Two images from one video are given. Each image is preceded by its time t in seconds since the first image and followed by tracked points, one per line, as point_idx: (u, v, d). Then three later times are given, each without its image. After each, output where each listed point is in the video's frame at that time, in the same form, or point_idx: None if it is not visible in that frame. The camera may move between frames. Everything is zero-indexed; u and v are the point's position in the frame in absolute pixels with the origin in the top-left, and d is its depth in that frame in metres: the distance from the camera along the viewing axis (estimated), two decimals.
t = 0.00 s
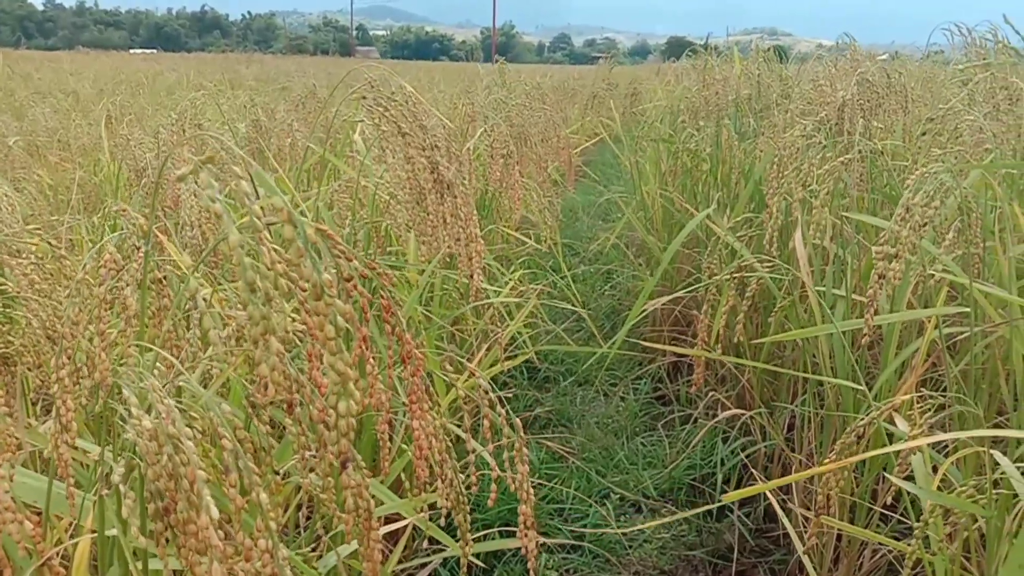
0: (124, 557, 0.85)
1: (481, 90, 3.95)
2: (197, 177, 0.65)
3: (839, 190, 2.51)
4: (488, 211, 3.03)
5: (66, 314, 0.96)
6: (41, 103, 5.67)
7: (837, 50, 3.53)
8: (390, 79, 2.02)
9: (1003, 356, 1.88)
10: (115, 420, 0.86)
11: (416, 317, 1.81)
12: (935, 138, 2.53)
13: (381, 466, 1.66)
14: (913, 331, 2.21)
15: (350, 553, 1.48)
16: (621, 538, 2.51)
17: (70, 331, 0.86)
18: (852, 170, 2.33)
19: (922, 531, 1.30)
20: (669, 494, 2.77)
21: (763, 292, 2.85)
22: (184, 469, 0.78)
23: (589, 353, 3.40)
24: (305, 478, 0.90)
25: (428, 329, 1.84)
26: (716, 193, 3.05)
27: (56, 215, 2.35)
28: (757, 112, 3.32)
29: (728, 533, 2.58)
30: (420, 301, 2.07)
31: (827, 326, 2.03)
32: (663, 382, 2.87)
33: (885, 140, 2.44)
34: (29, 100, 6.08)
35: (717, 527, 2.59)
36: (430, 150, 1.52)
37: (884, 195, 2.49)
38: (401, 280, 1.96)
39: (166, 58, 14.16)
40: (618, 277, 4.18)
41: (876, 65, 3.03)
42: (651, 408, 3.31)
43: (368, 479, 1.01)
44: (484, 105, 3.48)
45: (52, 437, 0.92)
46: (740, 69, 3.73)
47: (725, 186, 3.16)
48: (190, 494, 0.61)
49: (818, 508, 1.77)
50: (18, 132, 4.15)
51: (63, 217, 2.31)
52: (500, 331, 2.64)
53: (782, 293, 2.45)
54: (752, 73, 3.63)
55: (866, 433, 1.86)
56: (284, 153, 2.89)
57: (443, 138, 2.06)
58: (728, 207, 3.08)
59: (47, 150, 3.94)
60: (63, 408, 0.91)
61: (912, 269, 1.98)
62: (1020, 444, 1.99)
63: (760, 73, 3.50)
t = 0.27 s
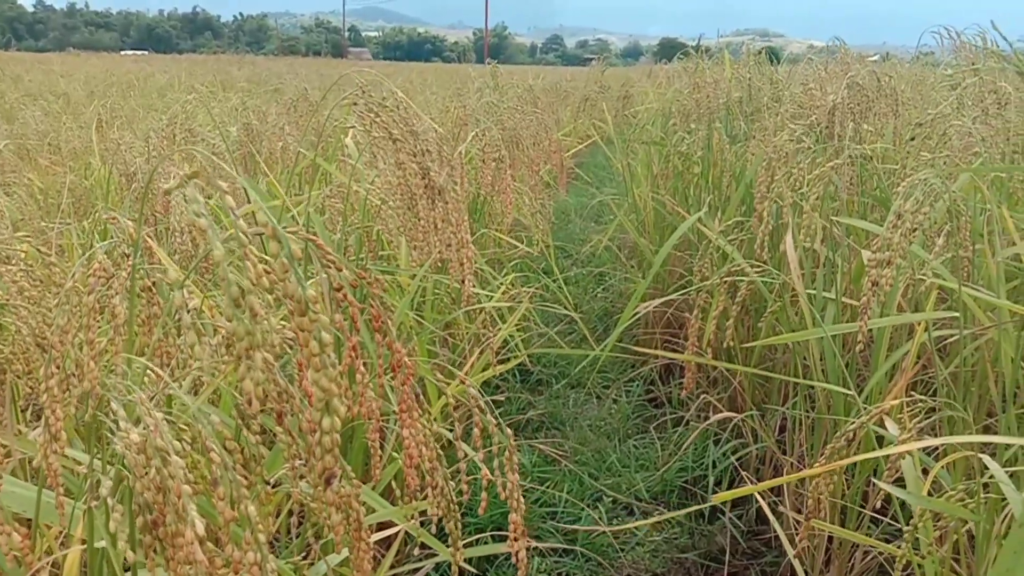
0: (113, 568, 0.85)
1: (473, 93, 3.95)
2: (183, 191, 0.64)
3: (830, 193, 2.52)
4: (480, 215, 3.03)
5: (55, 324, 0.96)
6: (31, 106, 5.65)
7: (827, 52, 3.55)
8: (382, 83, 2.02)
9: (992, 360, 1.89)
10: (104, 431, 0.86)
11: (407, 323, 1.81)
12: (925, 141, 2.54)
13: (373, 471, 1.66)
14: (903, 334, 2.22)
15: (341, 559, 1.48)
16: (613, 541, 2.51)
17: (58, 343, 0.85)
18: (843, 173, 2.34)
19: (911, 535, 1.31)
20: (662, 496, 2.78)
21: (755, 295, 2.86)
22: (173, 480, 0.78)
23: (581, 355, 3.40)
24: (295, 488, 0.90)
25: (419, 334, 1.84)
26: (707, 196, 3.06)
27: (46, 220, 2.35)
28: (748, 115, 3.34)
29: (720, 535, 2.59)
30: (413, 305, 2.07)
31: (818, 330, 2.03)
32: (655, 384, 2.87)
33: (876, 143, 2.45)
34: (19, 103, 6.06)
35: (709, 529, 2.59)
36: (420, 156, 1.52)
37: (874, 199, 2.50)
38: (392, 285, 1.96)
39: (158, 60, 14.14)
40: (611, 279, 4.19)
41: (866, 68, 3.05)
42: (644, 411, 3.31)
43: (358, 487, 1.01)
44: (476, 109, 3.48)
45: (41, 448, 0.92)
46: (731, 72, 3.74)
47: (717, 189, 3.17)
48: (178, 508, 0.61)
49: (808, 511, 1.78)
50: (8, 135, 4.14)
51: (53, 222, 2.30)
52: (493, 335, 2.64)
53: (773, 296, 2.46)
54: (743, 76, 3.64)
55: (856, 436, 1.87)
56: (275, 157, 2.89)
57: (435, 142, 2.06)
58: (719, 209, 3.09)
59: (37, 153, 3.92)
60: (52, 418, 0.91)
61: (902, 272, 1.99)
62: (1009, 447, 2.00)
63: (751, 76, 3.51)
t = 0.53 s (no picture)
0: None
1: (456, 98, 3.95)
2: (154, 207, 0.63)
3: (811, 198, 2.53)
4: (463, 221, 3.02)
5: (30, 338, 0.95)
6: (10, 111, 5.60)
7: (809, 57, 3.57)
8: (363, 90, 2.02)
9: (973, 364, 1.90)
10: (79, 446, 0.85)
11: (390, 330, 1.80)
12: (905, 146, 2.56)
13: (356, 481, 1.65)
14: (885, 338, 2.23)
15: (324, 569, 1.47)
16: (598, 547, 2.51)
17: (30, 358, 0.84)
18: (824, 179, 2.36)
19: (892, 540, 1.31)
20: (646, 500, 2.78)
21: (738, 299, 2.87)
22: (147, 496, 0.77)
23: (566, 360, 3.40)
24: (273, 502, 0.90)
25: (402, 341, 1.83)
26: (690, 201, 3.07)
27: (26, 228, 2.33)
28: (730, 120, 3.35)
29: (705, 539, 2.59)
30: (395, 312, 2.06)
31: (800, 335, 2.04)
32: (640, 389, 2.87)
33: (856, 148, 2.47)
34: None
35: (694, 533, 2.60)
36: (401, 164, 1.52)
37: (855, 203, 2.51)
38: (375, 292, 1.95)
39: (141, 64, 14.07)
40: (596, 283, 4.19)
41: (847, 73, 3.07)
42: (628, 414, 3.32)
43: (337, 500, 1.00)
44: (459, 114, 3.48)
45: (16, 464, 0.91)
46: (713, 77, 3.76)
47: (700, 194, 3.18)
48: (152, 527, 0.61)
49: (791, 515, 1.78)
50: None
51: (33, 230, 2.28)
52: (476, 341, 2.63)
53: (756, 301, 2.47)
54: (725, 81, 3.65)
55: (838, 441, 1.87)
56: (258, 164, 2.88)
57: (417, 148, 2.05)
58: (702, 214, 3.10)
59: (18, 160, 3.90)
60: (26, 433, 0.90)
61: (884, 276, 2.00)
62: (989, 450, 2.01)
63: (733, 82, 3.53)
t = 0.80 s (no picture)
0: None
1: (447, 106, 3.95)
2: (137, 223, 0.63)
3: (801, 204, 2.54)
4: (454, 229, 3.02)
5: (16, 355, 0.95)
6: None
7: (797, 63, 3.59)
8: (352, 100, 2.02)
9: (962, 369, 1.91)
10: (65, 463, 0.84)
11: (381, 340, 1.80)
12: (894, 151, 2.57)
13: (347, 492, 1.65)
14: (875, 343, 2.24)
15: None
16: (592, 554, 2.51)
17: (15, 374, 0.83)
18: (813, 185, 2.36)
19: (884, 546, 1.31)
20: (640, 507, 2.78)
21: (730, 305, 2.87)
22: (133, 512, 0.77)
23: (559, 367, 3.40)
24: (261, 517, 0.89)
25: (393, 351, 1.83)
26: (681, 207, 3.08)
27: (14, 240, 2.32)
28: (720, 126, 3.36)
29: (698, 545, 2.59)
30: (386, 321, 2.06)
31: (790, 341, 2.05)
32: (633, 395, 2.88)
33: (845, 154, 2.48)
34: None
35: (687, 539, 2.60)
36: (390, 174, 1.51)
37: (844, 209, 2.52)
38: (365, 302, 1.95)
39: (132, 73, 14.07)
40: (588, 289, 4.20)
41: (835, 79, 3.08)
42: (621, 421, 3.32)
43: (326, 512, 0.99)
44: (450, 122, 3.48)
45: (2, 481, 0.91)
46: (703, 83, 3.77)
47: (690, 201, 3.19)
48: (137, 547, 0.60)
49: (783, 521, 1.78)
50: None
51: (22, 242, 2.28)
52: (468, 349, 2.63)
53: (747, 307, 2.47)
54: (714, 87, 3.67)
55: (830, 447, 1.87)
56: (248, 174, 2.88)
57: (407, 158, 2.06)
58: (693, 220, 3.11)
59: (8, 171, 3.89)
60: (12, 450, 0.90)
61: (873, 280, 2.01)
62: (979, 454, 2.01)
63: (722, 88, 3.55)
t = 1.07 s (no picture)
0: None
1: (438, 113, 3.95)
2: (115, 239, 0.63)
3: (790, 209, 2.55)
4: (445, 236, 3.02)
5: None
6: None
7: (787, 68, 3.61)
8: (341, 108, 2.01)
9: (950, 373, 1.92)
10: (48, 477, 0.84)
11: (370, 348, 1.79)
12: (883, 156, 2.58)
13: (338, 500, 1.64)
14: (865, 348, 2.25)
15: None
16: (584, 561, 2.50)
17: None
18: (802, 190, 2.37)
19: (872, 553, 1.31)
20: (633, 513, 2.78)
21: (721, 310, 2.88)
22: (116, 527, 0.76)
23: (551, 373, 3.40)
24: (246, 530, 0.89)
25: (382, 359, 1.82)
26: (672, 213, 3.08)
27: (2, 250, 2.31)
28: (710, 131, 3.37)
29: (691, 551, 2.59)
30: (377, 329, 2.06)
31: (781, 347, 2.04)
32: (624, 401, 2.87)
33: (834, 160, 2.49)
34: None
35: (680, 545, 2.60)
36: (377, 183, 1.51)
37: (834, 214, 2.53)
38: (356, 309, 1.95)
39: (125, 79, 14.04)
40: (580, 294, 4.20)
41: (825, 85, 3.09)
42: (614, 426, 3.32)
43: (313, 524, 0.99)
44: (441, 129, 3.48)
45: None
46: (693, 89, 3.78)
47: (681, 206, 3.19)
48: (115, 564, 0.60)
49: (774, 527, 1.78)
50: None
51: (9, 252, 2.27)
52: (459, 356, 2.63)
53: (737, 312, 2.48)
54: (705, 93, 3.67)
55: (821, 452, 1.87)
56: (238, 181, 2.88)
57: (397, 166, 2.06)
58: (684, 225, 3.12)
59: None
60: None
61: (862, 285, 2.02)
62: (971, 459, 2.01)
63: (713, 93, 3.55)
